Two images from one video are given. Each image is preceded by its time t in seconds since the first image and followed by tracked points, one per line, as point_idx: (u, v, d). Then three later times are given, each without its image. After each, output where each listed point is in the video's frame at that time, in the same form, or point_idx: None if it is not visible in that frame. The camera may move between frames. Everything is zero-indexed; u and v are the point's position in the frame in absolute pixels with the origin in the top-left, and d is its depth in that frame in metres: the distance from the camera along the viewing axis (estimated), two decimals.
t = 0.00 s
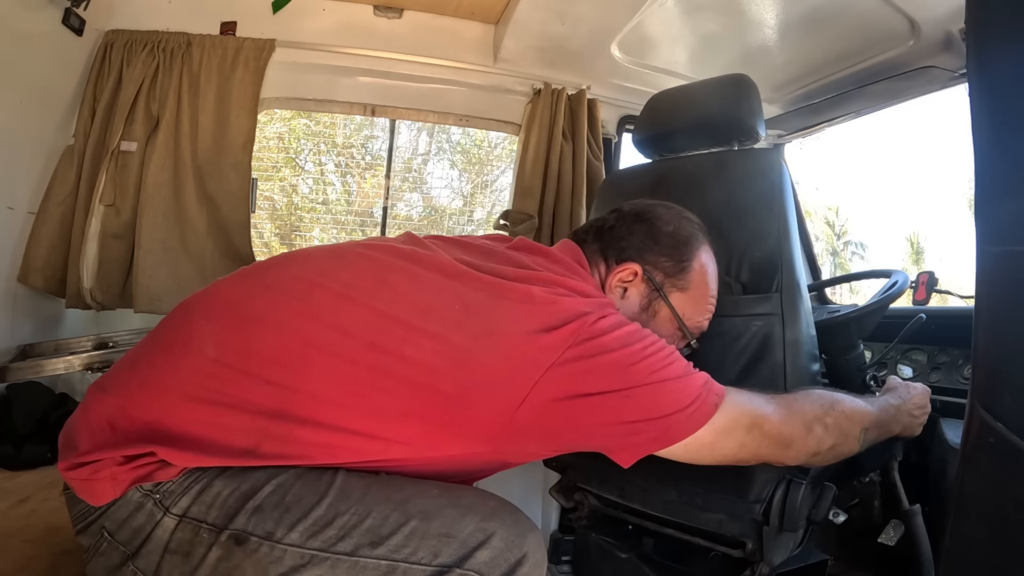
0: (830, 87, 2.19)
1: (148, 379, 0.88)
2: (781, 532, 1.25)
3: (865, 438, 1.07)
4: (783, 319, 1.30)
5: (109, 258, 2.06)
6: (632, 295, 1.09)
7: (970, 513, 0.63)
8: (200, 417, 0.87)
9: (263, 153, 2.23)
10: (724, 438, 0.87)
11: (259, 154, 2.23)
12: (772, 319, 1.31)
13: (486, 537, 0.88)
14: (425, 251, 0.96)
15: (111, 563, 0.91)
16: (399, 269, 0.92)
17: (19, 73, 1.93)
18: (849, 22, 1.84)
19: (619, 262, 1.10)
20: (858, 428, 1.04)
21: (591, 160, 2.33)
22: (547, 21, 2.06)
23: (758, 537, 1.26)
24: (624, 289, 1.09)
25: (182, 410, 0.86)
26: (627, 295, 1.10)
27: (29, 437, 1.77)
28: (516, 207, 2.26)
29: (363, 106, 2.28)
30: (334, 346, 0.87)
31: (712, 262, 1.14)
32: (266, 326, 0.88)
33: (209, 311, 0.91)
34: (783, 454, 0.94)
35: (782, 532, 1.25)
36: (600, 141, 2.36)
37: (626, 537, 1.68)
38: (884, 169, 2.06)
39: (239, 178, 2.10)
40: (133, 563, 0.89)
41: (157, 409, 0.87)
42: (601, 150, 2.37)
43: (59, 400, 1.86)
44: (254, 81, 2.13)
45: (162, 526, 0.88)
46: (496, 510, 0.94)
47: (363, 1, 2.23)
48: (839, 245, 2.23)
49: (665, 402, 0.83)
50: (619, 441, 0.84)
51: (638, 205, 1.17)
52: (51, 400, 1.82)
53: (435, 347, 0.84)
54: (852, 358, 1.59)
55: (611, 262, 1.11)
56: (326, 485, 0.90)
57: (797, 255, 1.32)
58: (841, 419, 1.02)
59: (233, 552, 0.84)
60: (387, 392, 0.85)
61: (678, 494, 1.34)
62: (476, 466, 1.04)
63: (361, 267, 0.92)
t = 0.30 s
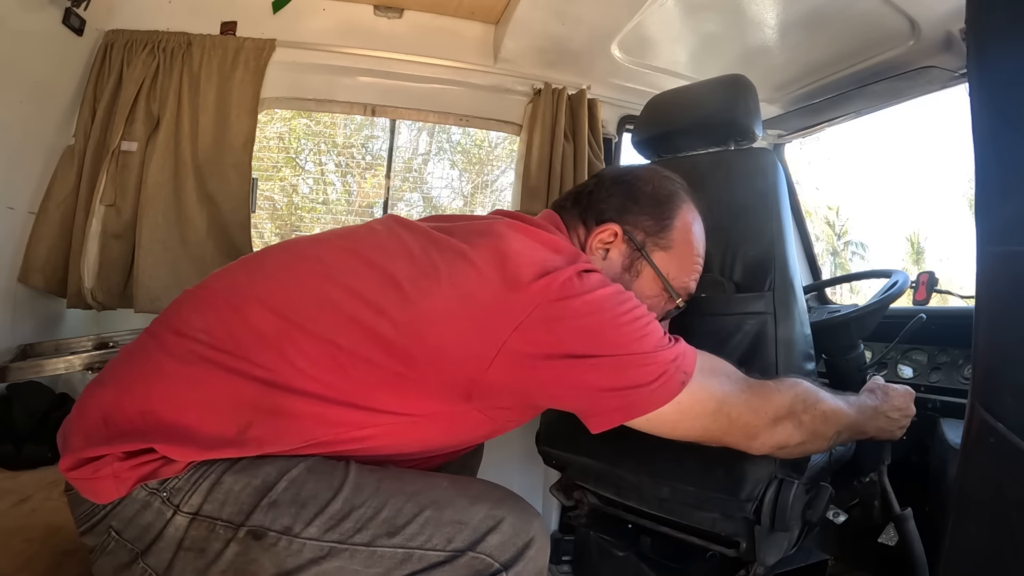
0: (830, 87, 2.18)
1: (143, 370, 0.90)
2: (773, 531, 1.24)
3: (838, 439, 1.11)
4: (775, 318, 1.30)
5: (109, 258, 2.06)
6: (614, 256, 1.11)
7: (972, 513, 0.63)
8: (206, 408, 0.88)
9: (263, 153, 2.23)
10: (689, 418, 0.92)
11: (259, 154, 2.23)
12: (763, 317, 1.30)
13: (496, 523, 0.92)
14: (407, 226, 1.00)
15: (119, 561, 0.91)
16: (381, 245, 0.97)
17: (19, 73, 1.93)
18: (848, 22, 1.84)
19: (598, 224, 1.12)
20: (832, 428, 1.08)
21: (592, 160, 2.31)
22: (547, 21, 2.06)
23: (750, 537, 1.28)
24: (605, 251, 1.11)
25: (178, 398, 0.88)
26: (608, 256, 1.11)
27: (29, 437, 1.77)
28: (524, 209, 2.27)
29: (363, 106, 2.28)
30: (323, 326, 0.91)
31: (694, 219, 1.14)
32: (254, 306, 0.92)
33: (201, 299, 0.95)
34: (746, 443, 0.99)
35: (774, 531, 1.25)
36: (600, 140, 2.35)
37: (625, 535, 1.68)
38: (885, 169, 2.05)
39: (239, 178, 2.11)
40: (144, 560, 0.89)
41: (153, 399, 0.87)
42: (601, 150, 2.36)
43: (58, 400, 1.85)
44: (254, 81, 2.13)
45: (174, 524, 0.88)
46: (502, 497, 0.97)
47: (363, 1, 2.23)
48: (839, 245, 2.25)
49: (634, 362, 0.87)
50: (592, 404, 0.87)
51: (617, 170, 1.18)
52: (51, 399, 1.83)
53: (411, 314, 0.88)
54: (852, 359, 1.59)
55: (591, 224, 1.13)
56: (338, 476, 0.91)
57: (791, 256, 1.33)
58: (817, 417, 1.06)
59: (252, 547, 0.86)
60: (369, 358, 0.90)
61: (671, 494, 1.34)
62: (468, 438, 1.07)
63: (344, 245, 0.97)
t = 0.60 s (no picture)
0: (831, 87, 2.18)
1: (158, 371, 0.89)
2: (759, 532, 1.23)
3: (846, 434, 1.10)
4: (763, 317, 1.29)
5: (109, 258, 2.06)
6: (604, 248, 1.11)
7: (971, 513, 0.63)
8: (221, 404, 0.88)
9: (263, 153, 2.23)
10: (700, 410, 0.93)
11: (259, 154, 2.23)
12: (753, 316, 1.30)
13: (503, 514, 0.92)
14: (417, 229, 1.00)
15: (130, 555, 0.91)
16: (394, 249, 0.97)
17: (18, 73, 1.93)
18: (848, 22, 1.84)
19: (585, 219, 1.12)
20: (840, 422, 1.07)
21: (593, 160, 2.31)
22: (548, 22, 2.06)
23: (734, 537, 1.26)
24: (595, 243, 1.11)
25: (198, 399, 0.88)
26: (599, 249, 1.11)
27: (29, 437, 1.77)
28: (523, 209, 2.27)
29: (364, 106, 2.28)
30: (340, 330, 0.91)
31: (675, 202, 1.15)
32: (272, 310, 0.92)
33: (216, 300, 0.94)
34: (757, 437, 0.98)
35: (760, 532, 1.23)
36: (601, 140, 2.35)
37: (621, 534, 1.68)
38: (885, 169, 2.05)
39: (239, 178, 2.10)
40: (155, 551, 0.89)
41: (171, 399, 0.87)
42: (602, 150, 2.35)
43: (58, 400, 1.85)
44: (254, 81, 2.13)
45: (187, 515, 0.88)
46: (510, 491, 0.98)
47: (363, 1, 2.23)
48: (839, 245, 2.28)
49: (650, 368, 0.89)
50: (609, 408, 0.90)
51: (597, 163, 1.19)
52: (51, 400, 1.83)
53: (435, 320, 0.90)
54: (852, 359, 1.59)
55: (578, 219, 1.13)
56: (349, 469, 0.91)
57: (783, 253, 1.32)
58: (824, 412, 1.05)
59: (265, 537, 0.85)
60: (389, 362, 0.91)
61: (660, 492, 1.35)
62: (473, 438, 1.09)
63: (356, 249, 0.97)
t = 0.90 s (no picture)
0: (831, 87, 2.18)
1: (141, 357, 0.91)
2: (761, 532, 1.23)
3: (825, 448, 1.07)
4: (765, 318, 1.29)
5: (109, 258, 2.06)
6: (583, 221, 1.11)
7: (971, 513, 0.63)
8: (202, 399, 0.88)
9: (263, 153, 2.23)
10: (661, 400, 0.89)
11: (259, 154, 2.23)
12: (755, 315, 1.30)
13: (495, 516, 0.92)
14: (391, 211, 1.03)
15: (121, 553, 0.91)
16: (370, 231, 0.98)
17: (19, 74, 1.93)
18: (848, 22, 1.84)
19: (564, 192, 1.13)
20: (819, 436, 1.05)
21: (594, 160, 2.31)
22: (548, 22, 2.06)
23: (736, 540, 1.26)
24: (574, 217, 1.12)
25: (170, 380, 0.88)
26: (578, 223, 1.12)
27: (29, 438, 1.77)
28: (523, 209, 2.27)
29: (364, 106, 2.28)
30: (308, 307, 0.92)
31: (655, 174, 1.15)
32: (245, 290, 0.94)
33: (199, 286, 0.97)
34: (720, 445, 0.96)
35: (763, 532, 1.23)
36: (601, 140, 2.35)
37: (621, 533, 1.69)
38: (886, 169, 2.05)
39: (240, 178, 2.11)
40: (145, 550, 0.89)
41: (148, 384, 0.88)
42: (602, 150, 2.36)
43: (58, 400, 1.86)
44: (254, 81, 2.13)
45: (176, 514, 0.88)
46: (504, 492, 0.97)
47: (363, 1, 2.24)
48: (839, 244, 2.28)
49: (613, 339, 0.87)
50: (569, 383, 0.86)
51: (577, 138, 1.19)
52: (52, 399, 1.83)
53: (396, 291, 0.90)
54: (853, 359, 1.59)
55: (557, 194, 1.14)
56: (341, 470, 0.91)
57: (783, 253, 1.32)
58: (805, 424, 1.03)
59: (255, 538, 0.85)
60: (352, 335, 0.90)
61: (661, 493, 1.35)
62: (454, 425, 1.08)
63: (334, 231, 0.99)
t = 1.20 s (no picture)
0: (831, 87, 2.18)
1: (150, 369, 0.91)
2: (763, 532, 1.23)
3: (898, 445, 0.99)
4: (767, 317, 1.29)
5: (109, 258, 2.06)
6: (618, 249, 1.11)
7: (972, 514, 0.63)
8: (210, 418, 0.88)
9: (263, 153, 2.23)
10: (716, 416, 0.85)
11: (259, 154, 2.23)
12: (757, 316, 1.30)
13: (493, 532, 0.90)
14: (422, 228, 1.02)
15: (115, 563, 0.91)
16: (398, 250, 0.96)
17: (19, 73, 1.93)
18: (848, 22, 1.84)
19: (598, 219, 1.12)
20: (889, 432, 0.97)
21: (594, 159, 2.31)
22: (548, 22, 2.06)
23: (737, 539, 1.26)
24: (609, 244, 1.11)
25: (182, 397, 0.88)
26: (613, 249, 1.11)
27: (29, 437, 1.77)
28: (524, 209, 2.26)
29: (364, 106, 2.28)
30: (332, 326, 0.91)
31: (693, 199, 1.14)
32: (264, 309, 0.93)
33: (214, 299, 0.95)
34: (788, 447, 0.90)
35: (765, 531, 1.23)
36: (602, 140, 2.35)
37: (621, 533, 1.69)
38: (887, 169, 2.05)
39: (240, 178, 2.10)
40: (138, 561, 0.89)
41: (157, 399, 0.88)
42: (603, 149, 2.35)
43: (59, 400, 1.85)
44: (254, 81, 2.13)
45: (167, 525, 0.88)
46: (502, 504, 0.95)
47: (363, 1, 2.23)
48: (840, 245, 2.28)
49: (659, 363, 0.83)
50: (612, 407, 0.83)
51: (611, 160, 1.18)
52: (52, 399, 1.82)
53: (430, 316, 0.88)
54: (854, 358, 1.58)
55: (591, 220, 1.13)
56: (331, 480, 0.90)
57: (784, 254, 1.32)
58: (876, 419, 0.96)
59: (241, 550, 0.84)
60: (385, 358, 0.88)
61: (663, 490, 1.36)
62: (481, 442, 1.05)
63: (359, 248, 0.97)
